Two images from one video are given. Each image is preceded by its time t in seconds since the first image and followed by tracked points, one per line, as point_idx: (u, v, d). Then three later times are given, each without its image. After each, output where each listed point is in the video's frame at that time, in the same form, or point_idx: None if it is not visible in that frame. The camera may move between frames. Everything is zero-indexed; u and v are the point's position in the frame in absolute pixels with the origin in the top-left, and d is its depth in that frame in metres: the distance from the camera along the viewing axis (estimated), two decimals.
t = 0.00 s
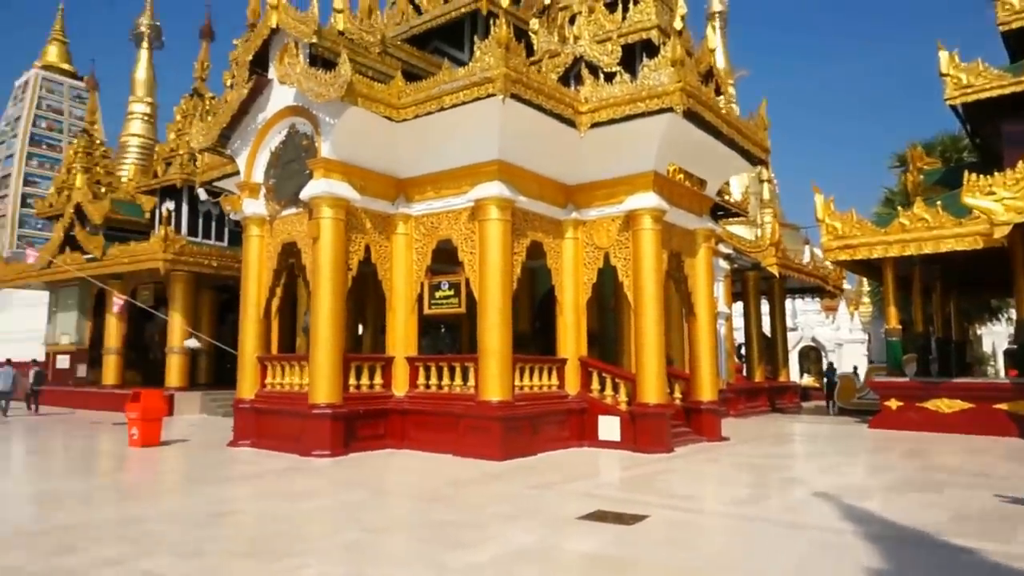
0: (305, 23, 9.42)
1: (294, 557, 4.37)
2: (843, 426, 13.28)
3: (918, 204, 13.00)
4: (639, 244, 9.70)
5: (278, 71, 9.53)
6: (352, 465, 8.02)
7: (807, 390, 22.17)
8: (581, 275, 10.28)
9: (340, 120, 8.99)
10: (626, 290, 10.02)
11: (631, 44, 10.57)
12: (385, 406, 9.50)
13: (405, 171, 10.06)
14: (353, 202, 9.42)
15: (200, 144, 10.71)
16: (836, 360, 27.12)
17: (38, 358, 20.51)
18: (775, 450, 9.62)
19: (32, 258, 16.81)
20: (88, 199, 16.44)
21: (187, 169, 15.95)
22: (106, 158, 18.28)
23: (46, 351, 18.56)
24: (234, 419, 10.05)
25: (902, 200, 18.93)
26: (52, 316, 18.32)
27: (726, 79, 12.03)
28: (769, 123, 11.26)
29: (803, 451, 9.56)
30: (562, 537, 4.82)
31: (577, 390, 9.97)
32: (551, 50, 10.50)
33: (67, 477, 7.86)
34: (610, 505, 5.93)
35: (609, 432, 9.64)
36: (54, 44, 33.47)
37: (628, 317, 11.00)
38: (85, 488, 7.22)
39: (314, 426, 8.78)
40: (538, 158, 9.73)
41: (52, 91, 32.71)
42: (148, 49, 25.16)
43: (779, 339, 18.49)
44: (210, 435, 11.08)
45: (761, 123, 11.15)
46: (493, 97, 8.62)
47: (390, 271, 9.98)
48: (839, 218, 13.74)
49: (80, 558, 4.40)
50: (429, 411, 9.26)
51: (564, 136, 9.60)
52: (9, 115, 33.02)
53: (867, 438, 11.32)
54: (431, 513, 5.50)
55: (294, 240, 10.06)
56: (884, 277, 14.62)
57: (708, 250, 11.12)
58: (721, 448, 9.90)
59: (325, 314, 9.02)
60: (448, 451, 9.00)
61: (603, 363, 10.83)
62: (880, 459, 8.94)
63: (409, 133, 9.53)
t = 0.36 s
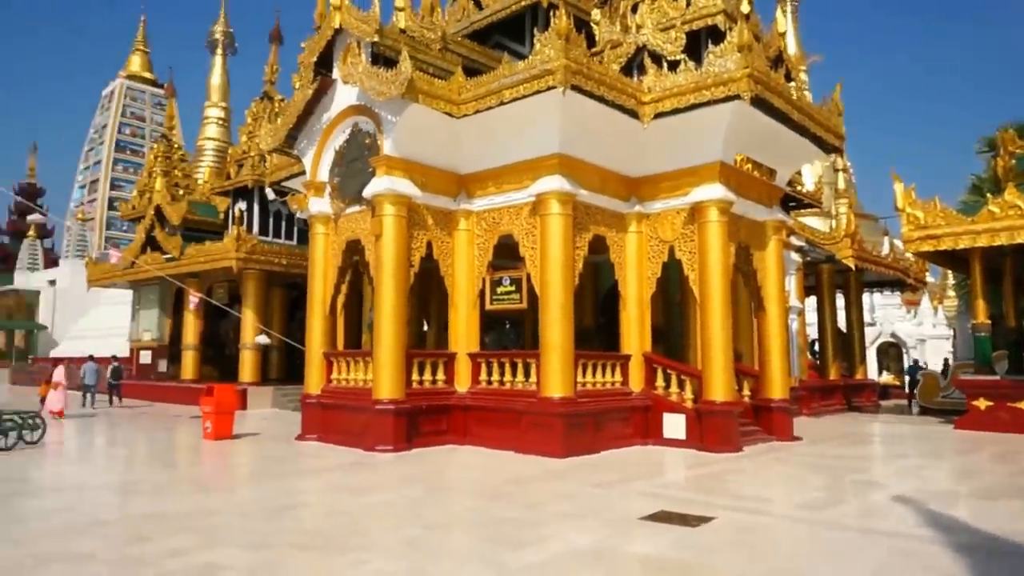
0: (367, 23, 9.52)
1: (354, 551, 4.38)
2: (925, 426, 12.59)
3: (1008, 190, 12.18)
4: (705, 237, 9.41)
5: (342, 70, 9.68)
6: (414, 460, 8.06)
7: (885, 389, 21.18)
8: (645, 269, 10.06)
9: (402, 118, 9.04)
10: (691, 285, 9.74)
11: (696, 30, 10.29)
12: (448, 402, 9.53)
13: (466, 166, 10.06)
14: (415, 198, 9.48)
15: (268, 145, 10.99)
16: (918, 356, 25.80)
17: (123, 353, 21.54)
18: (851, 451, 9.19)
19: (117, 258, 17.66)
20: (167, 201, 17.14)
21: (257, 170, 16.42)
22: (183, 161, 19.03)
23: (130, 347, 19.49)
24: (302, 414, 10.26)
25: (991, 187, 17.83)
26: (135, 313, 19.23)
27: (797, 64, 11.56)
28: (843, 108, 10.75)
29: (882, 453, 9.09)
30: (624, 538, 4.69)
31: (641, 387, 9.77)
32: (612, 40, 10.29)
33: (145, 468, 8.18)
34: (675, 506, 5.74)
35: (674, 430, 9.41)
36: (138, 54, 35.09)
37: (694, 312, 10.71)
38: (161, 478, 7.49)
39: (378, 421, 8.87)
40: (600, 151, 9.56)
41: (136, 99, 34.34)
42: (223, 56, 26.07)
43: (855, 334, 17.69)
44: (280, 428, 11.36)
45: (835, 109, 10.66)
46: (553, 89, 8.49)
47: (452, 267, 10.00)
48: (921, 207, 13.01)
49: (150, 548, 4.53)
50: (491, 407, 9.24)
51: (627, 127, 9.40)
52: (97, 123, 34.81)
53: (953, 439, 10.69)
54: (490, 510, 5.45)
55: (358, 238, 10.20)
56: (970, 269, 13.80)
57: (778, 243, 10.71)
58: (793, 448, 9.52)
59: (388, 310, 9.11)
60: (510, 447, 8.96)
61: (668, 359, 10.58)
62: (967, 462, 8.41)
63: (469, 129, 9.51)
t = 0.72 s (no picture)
0: (388, 22, 9.47)
1: (369, 553, 4.31)
2: (959, 428, 12.25)
3: None
4: (731, 235, 9.22)
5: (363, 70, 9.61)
6: (434, 461, 7.99)
7: (916, 390, 20.72)
8: (669, 267, 9.89)
9: (423, 116, 8.98)
10: (717, 283, 9.56)
11: (722, 23, 10.11)
12: (469, 402, 9.44)
13: (488, 165, 9.97)
14: (437, 197, 9.41)
15: (290, 145, 11.00)
16: (950, 357, 25.22)
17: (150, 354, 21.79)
18: (881, 453, 8.94)
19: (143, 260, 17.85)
20: (192, 203, 17.29)
21: (281, 172, 16.49)
22: (208, 164, 19.19)
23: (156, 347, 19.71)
24: (323, 414, 10.24)
25: None
26: (161, 314, 19.43)
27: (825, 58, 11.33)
28: (874, 102, 10.49)
29: (915, 456, 8.83)
30: (646, 542, 4.56)
31: (665, 388, 9.62)
32: (636, 35, 10.14)
33: (167, 468, 8.21)
34: (699, 509, 5.60)
35: (698, 431, 9.23)
36: (165, 59, 35.56)
37: (720, 312, 10.51)
38: (182, 478, 7.50)
39: (398, 421, 8.82)
40: (623, 147, 9.42)
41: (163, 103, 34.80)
42: (248, 59, 26.30)
43: (885, 334, 17.32)
44: (301, 429, 11.37)
45: (865, 102, 10.40)
46: (575, 86, 8.36)
47: (473, 267, 9.92)
48: (955, 203, 12.66)
49: (167, 548, 4.50)
50: (512, 408, 9.14)
51: (651, 124, 9.24)
52: (126, 127, 35.33)
53: (987, 441, 10.38)
54: (509, 512, 5.35)
55: (379, 237, 10.16)
56: (1006, 267, 13.40)
57: (805, 240, 10.48)
58: (821, 450, 9.30)
59: (409, 309, 9.05)
60: (531, 448, 8.85)
61: (693, 359, 10.39)
62: (1004, 466, 8.13)
63: (490, 127, 9.42)
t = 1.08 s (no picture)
0: (396, 40, 9.48)
1: None
2: (978, 449, 11.99)
3: None
4: (742, 253, 9.11)
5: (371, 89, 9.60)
6: (441, 485, 7.86)
7: (932, 409, 20.39)
8: (679, 286, 9.78)
9: (431, 136, 8.94)
10: (728, 302, 9.43)
11: (731, 40, 10.08)
12: (477, 425, 9.32)
13: (496, 184, 9.93)
14: (444, 217, 9.36)
15: (299, 165, 11.01)
16: (966, 375, 24.81)
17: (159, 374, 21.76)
18: (899, 476, 8.74)
19: (152, 279, 17.87)
20: (201, 222, 17.32)
21: (289, 191, 16.50)
22: (218, 183, 19.26)
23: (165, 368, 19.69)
24: (330, 436, 10.14)
25: None
26: (170, 334, 19.43)
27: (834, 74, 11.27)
28: (885, 118, 10.39)
29: (934, 478, 8.62)
30: (659, 572, 4.42)
31: (676, 409, 9.47)
32: (644, 53, 10.08)
33: (172, 491, 8.11)
34: (713, 536, 5.44)
35: (711, 454, 9.07)
36: (177, 81, 35.94)
37: (731, 331, 10.38)
38: (187, 502, 7.40)
39: (406, 444, 8.70)
40: (632, 165, 9.37)
41: (174, 124, 35.11)
42: (258, 80, 26.49)
43: (899, 352, 17.07)
44: (308, 451, 11.26)
45: (876, 118, 10.30)
46: (584, 103, 8.30)
47: (482, 286, 9.84)
48: (969, 219, 12.49)
49: None
50: (521, 430, 9.01)
51: (660, 141, 9.18)
52: (138, 147, 35.62)
53: (1007, 463, 10.14)
54: (519, 539, 5.22)
55: (387, 257, 10.11)
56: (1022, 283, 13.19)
57: (818, 258, 10.36)
58: (836, 473, 9.10)
59: (417, 328, 8.96)
60: (541, 471, 8.70)
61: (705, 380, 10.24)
62: None
63: (498, 145, 9.38)
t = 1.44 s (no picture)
0: (403, 69, 9.56)
1: None
2: (996, 475, 11.78)
3: None
4: (751, 277, 9.05)
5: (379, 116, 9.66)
6: (449, 515, 7.78)
7: (947, 434, 20.10)
8: (688, 311, 9.72)
9: (438, 163, 8.99)
10: (737, 327, 9.36)
11: (736, 65, 10.12)
12: (485, 453, 9.24)
13: (503, 210, 9.97)
14: (452, 243, 9.37)
15: (308, 193, 11.11)
16: (981, 400, 24.26)
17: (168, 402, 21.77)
18: (915, 504, 8.59)
19: (162, 307, 17.96)
20: (212, 250, 17.43)
21: (298, 219, 16.61)
22: (228, 212, 19.41)
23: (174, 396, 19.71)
24: (337, 465, 10.07)
25: None
26: (180, 363, 19.49)
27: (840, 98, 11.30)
28: (892, 141, 10.37)
29: (951, 507, 8.45)
30: None
31: (687, 436, 9.37)
32: (650, 79, 10.13)
33: (179, 522, 8.06)
34: (725, 568, 5.34)
35: (723, 482, 8.94)
36: (189, 110, 36.45)
37: (741, 356, 10.29)
38: (194, 533, 7.36)
39: (413, 473, 8.63)
40: (639, 191, 9.38)
41: (186, 153, 35.53)
42: (269, 109, 26.81)
43: (912, 376, 16.88)
44: (316, 480, 11.19)
45: (883, 141, 10.28)
46: (590, 129, 8.33)
47: (490, 313, 9.82)
48: (979, 241, 12.41)
49: None
50: (530, 459, 8.92)
51: (666, 166, 9.19)
52: (150, 176, 36.03)
53: None
54: (527, 572, 5.13)
55: (395, 284, 10.13)
56: None
57: (827, 282, 10.30)
58: (850, 501, 8.94)
59: (425, 356, 8.93)
60: (550, 501, 8.60)
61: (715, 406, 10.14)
62: None
63: (505, 172, 9.43)
